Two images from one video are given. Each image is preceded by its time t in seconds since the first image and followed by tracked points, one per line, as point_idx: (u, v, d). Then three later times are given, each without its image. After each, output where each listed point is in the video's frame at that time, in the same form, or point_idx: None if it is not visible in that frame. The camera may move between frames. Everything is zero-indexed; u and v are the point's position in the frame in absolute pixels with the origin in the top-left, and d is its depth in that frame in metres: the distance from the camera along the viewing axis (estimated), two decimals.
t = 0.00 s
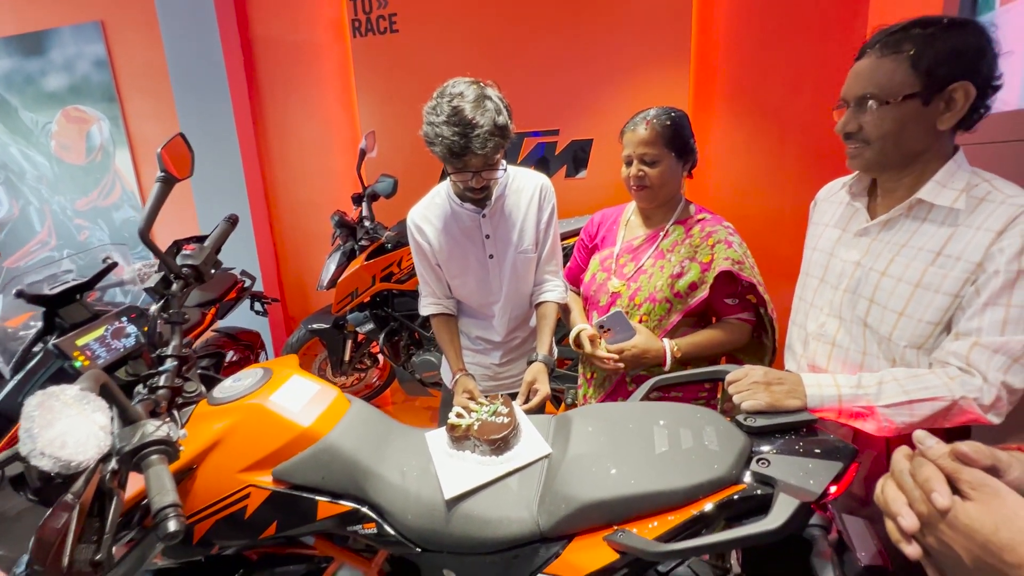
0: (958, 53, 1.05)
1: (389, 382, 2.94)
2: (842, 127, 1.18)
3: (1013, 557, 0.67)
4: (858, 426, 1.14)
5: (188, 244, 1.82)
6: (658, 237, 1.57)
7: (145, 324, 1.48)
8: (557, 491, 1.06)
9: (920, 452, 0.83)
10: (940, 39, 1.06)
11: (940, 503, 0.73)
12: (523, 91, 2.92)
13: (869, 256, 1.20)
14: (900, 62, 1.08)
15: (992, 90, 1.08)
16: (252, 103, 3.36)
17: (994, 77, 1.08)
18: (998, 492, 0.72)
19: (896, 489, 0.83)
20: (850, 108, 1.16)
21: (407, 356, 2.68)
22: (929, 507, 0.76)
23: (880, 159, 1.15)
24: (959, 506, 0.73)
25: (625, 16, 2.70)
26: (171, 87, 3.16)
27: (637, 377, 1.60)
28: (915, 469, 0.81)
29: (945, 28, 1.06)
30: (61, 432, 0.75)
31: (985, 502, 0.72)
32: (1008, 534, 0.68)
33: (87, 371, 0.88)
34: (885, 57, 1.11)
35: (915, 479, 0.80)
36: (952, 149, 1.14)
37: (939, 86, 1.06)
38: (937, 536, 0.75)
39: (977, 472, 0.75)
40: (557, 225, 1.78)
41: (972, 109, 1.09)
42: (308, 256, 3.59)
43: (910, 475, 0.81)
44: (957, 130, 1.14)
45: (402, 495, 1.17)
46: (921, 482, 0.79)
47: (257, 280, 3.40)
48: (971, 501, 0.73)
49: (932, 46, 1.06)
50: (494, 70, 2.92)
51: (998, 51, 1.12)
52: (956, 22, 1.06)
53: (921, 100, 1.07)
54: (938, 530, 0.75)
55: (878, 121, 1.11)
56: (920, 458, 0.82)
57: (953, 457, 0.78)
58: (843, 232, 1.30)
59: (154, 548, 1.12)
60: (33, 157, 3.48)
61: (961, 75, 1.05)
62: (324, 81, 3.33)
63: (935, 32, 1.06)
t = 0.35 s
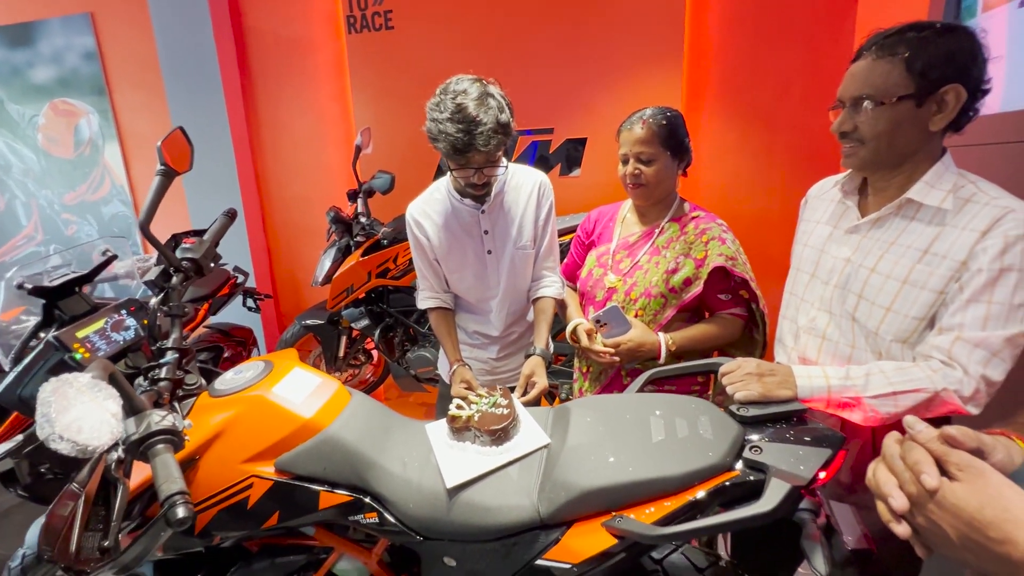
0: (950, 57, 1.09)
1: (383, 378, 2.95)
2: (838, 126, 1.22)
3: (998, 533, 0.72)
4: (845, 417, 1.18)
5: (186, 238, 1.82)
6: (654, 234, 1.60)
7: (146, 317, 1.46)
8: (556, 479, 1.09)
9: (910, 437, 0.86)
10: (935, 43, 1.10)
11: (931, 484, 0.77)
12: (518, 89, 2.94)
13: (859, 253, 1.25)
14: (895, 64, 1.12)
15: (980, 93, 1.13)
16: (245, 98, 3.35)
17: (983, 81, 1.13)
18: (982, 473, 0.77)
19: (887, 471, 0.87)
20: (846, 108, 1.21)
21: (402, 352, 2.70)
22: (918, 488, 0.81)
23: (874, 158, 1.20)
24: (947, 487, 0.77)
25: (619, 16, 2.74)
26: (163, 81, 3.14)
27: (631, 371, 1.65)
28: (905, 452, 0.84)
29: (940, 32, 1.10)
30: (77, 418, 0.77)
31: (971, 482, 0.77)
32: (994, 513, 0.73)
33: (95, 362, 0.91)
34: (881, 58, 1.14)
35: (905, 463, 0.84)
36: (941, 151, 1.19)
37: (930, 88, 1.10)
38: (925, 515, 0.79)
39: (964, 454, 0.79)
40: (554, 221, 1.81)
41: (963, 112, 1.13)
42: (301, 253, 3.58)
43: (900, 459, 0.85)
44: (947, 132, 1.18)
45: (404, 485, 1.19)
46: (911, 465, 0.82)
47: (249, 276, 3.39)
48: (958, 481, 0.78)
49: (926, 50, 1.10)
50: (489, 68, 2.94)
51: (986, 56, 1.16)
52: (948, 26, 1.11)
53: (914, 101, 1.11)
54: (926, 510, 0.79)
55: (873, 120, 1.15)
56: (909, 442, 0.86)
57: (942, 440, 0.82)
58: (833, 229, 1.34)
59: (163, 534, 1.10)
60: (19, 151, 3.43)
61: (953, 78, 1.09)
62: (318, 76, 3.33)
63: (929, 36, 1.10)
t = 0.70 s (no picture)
0: (927, 70, 1.14)
1: (374, 378, 2.96)
2: (822, 136, 1.27)
3: (984, 532, 0.75)
4: (827, 414, 1.22)
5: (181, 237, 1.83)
6: (645, 236, 1.64)
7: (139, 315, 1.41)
8: (550, 475, 1.12)
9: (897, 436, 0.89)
10: (912, 56, 1.15)
11: (918, 483, 0.80)
12: (510, 91, 2.97)
13: (842, 257, 1.29)
14: (875, 77, 1.16)
15: (956, 104, 1.18)
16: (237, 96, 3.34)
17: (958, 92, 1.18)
18: (968, 473, 0.80)
19: (873, 469, 0.90)
20: (829, 119, 1.25)
21: (394, 352, 2.71)
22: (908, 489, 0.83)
23: (857, 167, 1.24)
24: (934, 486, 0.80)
25: (610, 21, 2.78)
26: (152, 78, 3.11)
27: (623, 370, 1.68)
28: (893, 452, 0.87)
29: (915, 46, 1.15)
30: (81, 414, 0.78)
31: (958, 482, 0.80)
32: (980, 513, 0.76)
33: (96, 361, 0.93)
34: (862, 73, 1.19)
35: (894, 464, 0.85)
36: (919, 159, 1.24)
37: (909, 99, 1.14)
38: (913, 513, 0.83)
39: (951, 455, 0.82)
40: (547, 224, 1.84)
41: (941, 121, 1.18)
42: (292, 252, 3.58)
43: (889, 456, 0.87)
44: (925, 141, 1.23)
45: (399, 482, 1.21)
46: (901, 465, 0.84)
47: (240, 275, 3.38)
48: (945, 480, 0.81)
49: (904, 63, 1.14)
50: (482, 70, 2.96)
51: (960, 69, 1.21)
52: (924, 41, 1.16)
53: (895, 113, 1.16)
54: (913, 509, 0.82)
55: (856, 132, 1.20)
56: (897, 442, 0.89)
57: (930, 441, 0.85)
58: (818, 233, 1.39)
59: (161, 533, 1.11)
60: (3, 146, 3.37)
61: (931, 90, 1.14)
62: (310, 76, 3.32)
63: (907, 50, 1.15)
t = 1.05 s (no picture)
0: (913, 80, 1.18)
1: (368, 378, 2.97)
2: (812, 141, 1.30)
3: (993, 542, 0.72)
4: (814, 411, 1.26)
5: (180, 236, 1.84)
6: (639, 238, 1.67)
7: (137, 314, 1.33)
8: (545, 470, 1.15)
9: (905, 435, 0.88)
10: (899, 65, 1.19)
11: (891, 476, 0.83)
12: (505, 93, 3.00)
13: (828, 259, 1.33)
14: (865, 84, 1.20)
15: (939, 113, 1.22)
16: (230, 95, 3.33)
17: (941, 102, 1.22)
18: (981, 479, 0.77)
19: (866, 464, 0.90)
20: (819, 124, 1.28)
21: (388, 352, 2.73)
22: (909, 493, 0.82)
23: (846, 171, 1.28)
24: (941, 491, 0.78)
25: (604, 25, 2.81)
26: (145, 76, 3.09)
27: (616, 369, 1.72)
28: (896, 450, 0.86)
29: (903, 56, 1.19)
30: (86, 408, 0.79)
31: (970, 487, 0.76)
32: (992, 522, 0.72)
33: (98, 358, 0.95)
34: (851, 79, 1.22)
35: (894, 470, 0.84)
36: (904, 165, 1.28)
37: (896, 107, 1.18)
38: (917, 516, 0.81)
39: (963, 460, 0.79)
40: (542, 225, 1.87)
41: (924, 129, 1.22)
42: (285, 252, 3.58)
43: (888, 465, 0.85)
44: (909, 148, 1.27)
45: (397, 478, 1.23)
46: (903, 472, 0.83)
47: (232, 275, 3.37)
48: (956, 486, 0.78)
49: (892, 71, 1.18)
50: (477, 72, 2.98)
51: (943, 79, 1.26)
52: (909, 51, 1.20)
53: (882, 119, 1.19)
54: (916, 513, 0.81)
55: (845, 137, 1.23)
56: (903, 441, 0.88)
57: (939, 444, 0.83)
58: (805, 236, 1.43)
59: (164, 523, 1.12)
60: None
61: (916, 99, 1.18)
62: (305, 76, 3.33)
63: (894, 59, 1.19)
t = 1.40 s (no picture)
0: (903, 87, 1.22)
1: (362, 377, 2.98)
2: (804, 144, 1.34)
3: None
4: (802, 408, 1.30)
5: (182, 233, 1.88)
6: (634, 239, 1.71)
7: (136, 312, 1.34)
8: (542, 465, 1.17)
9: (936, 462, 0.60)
10: (889, 73, 1.23)
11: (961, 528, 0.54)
12: (500, 95, 3.02)
13: (818, 260, 1.37)
14: (856, 91, 1.24)
15: (926, 120, 1.27)
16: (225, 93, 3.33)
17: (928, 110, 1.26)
18: None
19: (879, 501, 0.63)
20: (811, 128, 1.33)
21: (383, 351, 2.75)
22: (954, 543, 0.54)
23: (836, 175, 1.32)
24: (1000, 531, 0.51)
25: (599, 29, 2.85)
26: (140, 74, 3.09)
27: (611, 367, 1.75)
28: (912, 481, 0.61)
29: (893, 65, 1.23)
30: (98, 401, 0.86)
31: None
32: None
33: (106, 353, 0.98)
34: (844, 85, 1.26)
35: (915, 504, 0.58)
36: (891, 170, 1.32)
37: (886, 114, 1.23)
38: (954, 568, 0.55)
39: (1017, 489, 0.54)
40: (539, 227, 1.90)
41: (911, 137, 1.27)
42: (279, 251, 3.58)
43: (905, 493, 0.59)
44: (896, 154, 1.32)
45: (396, 474, 1.25)
46: (938, 504, 0.57)
47: (226, 273, 3.37)
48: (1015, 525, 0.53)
49: (884, 79, 1.22)
50: (473, 74, 3.01)
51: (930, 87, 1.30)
52: (899, 60, 1.24)
53: (872, 125, 1.24)
54: (968, 565, 0.53)
55: (836, 141, 1.27)
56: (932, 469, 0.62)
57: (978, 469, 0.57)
58: (796, 237, 1.47)
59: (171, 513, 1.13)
60: None
61: (905, 107, 1.22)
62: (300, 76, 3.34)
63: (885, 67, 1.24)
